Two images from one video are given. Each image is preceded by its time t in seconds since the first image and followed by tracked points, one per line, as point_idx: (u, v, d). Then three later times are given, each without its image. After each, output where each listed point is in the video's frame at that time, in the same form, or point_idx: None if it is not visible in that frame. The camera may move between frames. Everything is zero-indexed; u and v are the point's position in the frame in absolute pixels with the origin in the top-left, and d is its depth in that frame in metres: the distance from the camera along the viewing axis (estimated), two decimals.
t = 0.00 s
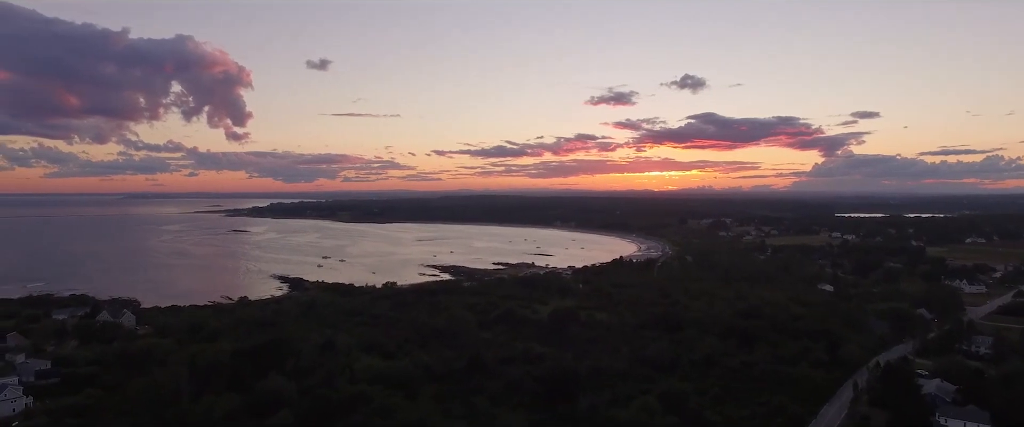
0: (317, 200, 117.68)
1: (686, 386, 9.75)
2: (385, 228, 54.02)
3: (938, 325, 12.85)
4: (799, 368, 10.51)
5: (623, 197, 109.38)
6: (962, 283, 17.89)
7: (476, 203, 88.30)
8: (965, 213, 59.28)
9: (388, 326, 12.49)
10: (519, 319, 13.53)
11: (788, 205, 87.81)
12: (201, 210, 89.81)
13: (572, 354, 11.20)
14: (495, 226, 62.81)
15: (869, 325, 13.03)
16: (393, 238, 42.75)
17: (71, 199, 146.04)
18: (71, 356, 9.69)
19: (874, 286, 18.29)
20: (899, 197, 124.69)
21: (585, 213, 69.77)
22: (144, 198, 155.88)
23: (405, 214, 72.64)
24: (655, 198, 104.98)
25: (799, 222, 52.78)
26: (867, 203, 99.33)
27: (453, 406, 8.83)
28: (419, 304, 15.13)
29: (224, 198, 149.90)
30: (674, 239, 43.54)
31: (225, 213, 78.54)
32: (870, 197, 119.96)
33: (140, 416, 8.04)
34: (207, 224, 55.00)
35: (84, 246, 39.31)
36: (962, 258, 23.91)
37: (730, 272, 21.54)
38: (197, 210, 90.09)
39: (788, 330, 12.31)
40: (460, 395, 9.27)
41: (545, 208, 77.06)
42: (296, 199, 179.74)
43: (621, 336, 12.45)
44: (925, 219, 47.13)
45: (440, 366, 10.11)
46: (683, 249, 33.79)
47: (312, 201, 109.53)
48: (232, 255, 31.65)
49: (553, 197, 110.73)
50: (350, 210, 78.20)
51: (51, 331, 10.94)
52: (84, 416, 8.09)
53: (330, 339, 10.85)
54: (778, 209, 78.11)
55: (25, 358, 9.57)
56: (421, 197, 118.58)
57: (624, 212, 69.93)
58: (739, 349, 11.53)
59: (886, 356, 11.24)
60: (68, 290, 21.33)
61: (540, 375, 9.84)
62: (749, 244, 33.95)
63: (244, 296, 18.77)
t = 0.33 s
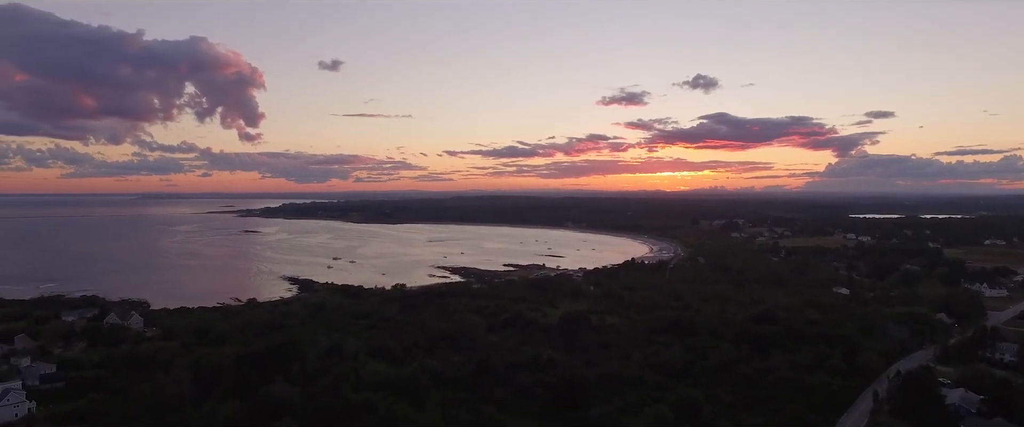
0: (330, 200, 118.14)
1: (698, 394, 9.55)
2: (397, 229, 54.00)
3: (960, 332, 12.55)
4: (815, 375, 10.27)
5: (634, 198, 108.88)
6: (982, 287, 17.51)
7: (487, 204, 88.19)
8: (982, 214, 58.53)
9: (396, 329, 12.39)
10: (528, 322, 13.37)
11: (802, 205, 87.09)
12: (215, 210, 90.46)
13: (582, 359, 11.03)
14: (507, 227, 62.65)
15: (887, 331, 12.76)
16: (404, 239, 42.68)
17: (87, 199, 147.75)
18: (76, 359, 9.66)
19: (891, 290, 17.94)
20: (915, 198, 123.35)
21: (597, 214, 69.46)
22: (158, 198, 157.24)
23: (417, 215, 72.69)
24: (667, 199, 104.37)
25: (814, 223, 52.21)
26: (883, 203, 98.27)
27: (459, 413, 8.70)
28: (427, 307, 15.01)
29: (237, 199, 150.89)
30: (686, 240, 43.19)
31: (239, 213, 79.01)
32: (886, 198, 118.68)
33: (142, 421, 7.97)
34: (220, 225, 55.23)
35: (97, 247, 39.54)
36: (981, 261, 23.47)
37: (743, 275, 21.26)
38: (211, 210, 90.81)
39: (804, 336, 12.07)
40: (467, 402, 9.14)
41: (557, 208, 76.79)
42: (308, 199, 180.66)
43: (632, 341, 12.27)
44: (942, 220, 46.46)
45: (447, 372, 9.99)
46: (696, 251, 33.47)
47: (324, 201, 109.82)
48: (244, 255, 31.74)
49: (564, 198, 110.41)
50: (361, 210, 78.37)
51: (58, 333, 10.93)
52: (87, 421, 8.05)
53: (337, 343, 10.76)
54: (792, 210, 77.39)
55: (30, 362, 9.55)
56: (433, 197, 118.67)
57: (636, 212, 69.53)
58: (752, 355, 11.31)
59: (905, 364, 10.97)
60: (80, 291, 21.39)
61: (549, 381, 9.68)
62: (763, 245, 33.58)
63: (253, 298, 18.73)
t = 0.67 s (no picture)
0: (342, 201, 118.57)
1: (711, 402, 9.34)
2: (407, 230, 53.97)
3: (981, 338, 12.24)
4: (832, 383, 10.04)
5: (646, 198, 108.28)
6: (1002, 291, 17.15)
7: (497, 204, 88.00)
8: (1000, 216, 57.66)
9: (404, 333, 12.27)
10: (538, 326, 13.21)
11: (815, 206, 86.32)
12: (229, 211, 91.20)
13: (592, 365, 10.85)
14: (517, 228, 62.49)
15: (905, 336, 12.49)
16: (414, 240, 42.60)
17: (101, 199, 149.09)
18: (81, 362, 9.60)
19: (908, 294, 17.61)
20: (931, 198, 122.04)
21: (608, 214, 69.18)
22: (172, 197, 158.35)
23: (428, 215, 72.72)
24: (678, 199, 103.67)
25: (828, 225, 51.66)
26: (897, 204, 97.24)
27: (466, 421, 8.55)
28: (436, 310, 14.89)
29: (250, 199, 151.88)
30: (697, 242, 42.84)
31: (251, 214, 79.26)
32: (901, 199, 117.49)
33: None
34: (231, 225, 55.40)
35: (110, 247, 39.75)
36: (1000, 264, 23.06)
37: (756, 277, 20.98)
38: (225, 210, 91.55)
39: (819, 342, 11.83)
40: (475, 409, 8.99)
41: (567, 209, 76.54)
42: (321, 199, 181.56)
43: (643, 346, 12.07)
44: (959, 222, 45.86)
45: (455, 377, 9.85)
46: (708, 252, 33.14)
47: (334, 201, 110.01)
48: (255, 256, 31.83)
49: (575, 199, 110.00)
50: (372, 210, 78.39)
51: (66, 335, 10.90)
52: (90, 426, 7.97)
53: (343, 347, 10.65)
54: (805, 210, 76.65)
55: (35, 365, 9.49)
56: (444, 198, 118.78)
57: (647, 213, 69.17)
58: (766, 362, 11.09)
59: (924, 373, 10.71)
60: (91, 292, 21.45)
61: (558, 388, 9.51)
62: (777, 246, 33.24)
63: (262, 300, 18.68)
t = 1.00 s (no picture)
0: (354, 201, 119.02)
1: (724, 411, 9.14)
2: (418, 230, 53.99)
3: (1004, 346, 11.94)
4: (850, 391, 9.78)
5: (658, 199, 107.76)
6: None
7: (509, 204, 87.91)
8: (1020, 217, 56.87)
9: (413, 336, 12.18)
10: (548, 329, 13.06)
11: (829, 207, 85.44)
12: (242, 211, 91.91)
13: (603, 371, 10.66)
14: (528, 228, 62.37)
15: (926, 343, 12.20)
16: (425, 241, 42.55)
17: (118, 200, 150.81)
18: (86, 365, 9.57)
19: (926, 297, 17.27)
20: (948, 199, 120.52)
21: (620, 215, 68.83)
22: (187, 198, 159.88)
23: (439, 216, 72.73)
24: (691, 200, 103.01)
25: (842, 226, 51.06)
26: (914, 204, 96.07)
27: None
28: (444, 313, 14.76)
29: (263, 200, 152.73)
30: (710, 243, 42.49)
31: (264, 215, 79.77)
32: (917, 200, 116.14)
33: None
34: (243, 226, 55.62)
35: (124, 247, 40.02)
36: (1020, 267, 22.62)
37: (770, 280, 20.71)
38: (238, 210, 92.27)
39: (836, 349, 11.57)
40: (483, 416, 8.85)
41: (579, 210, 76.27)
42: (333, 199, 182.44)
43: (655, 351, 11.86)
44: (977, 223, 45.15)
45: (462, 382, 9.73)
46: (721, 254, 32.82)
47: (346, 202, 110.36)
48: (266, 257, 31.91)
49: (586, 200, 109.68)
50: (383, 211, 78.51)
51: (74, 337, 10.91)
52: None
53: (349, 352, 10.54)
54: (820, 212, 75.86)
55: (41, 368, 9.46)
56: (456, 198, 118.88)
57: (659, 214, 68.80)
58: (781, 368, 10.85)
59: (946, 382, 10.42)
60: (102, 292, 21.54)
61: (568, 395, 9.33)
62: (791, 248, 32.88)
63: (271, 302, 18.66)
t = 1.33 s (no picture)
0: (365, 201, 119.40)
1: (739, 420, 8.94)
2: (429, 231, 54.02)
3: None
4: (868, 399, 9.57)
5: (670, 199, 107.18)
6: None
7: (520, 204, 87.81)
8: None
9: (420, 339, 12.07)
10: (557, 333, 12.89)
11: (843, 207, 84.73)
12: (253, 211, 92.43)
13: (614, 377, 10.50)
14: (539, 229, 62.22)
15: (945, 349, 11.93)
16: (436, 241, 42.51)
17: (132, 200, 152.13)
18: (91, 369, 9.51)
19: (945, 300, 16.97)
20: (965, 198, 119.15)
21: (631, 215, 68.49)
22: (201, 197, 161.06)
23: (449, 216, 72.69)
24: (703, 200, 102.33)
25: (857, 226, 50.45)
26: (930, 204, 94.91)
27: None
28: (454, 315, 14.64)
29: (275, 200, 153.58)
30: (722, 244, 42.18)
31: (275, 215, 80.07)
32: (932, 199, 114.83)
33: None
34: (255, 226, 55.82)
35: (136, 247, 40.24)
36: None
37: (783, 282, 20.42)
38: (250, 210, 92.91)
39: (853, 354, 11.34)
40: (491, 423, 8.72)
41: (590, 209, 76.01)
42: (345, 198, 183.26)
43: (666, 356, 11.68)
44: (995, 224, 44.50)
45: (469, 388, 9.60)
46: (733, 255, 32.50)
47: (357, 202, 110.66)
48: (276, 258, 31.96)
49: (598, 199, 109.32)
50: (395, 211, 78.59)
51: (81, 339, 10.87)
52: None
53: (355, 356, 10.44)
54: (834, 212, 75.17)
55: (45, 372, 9.42)
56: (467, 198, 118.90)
57: (672, 214, 68.48)
58: (797, 375, 10.63)
59: (967, 389, 10.18)
60: (114, 293, 21.60)
61: (579, 402, 9.18)
62: (805, 249, 32.54)
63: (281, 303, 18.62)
